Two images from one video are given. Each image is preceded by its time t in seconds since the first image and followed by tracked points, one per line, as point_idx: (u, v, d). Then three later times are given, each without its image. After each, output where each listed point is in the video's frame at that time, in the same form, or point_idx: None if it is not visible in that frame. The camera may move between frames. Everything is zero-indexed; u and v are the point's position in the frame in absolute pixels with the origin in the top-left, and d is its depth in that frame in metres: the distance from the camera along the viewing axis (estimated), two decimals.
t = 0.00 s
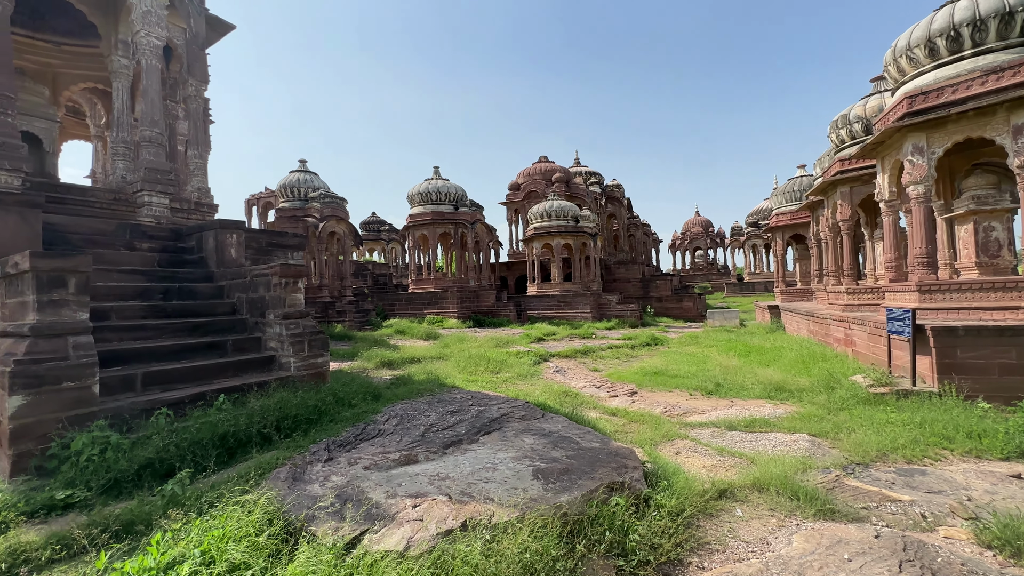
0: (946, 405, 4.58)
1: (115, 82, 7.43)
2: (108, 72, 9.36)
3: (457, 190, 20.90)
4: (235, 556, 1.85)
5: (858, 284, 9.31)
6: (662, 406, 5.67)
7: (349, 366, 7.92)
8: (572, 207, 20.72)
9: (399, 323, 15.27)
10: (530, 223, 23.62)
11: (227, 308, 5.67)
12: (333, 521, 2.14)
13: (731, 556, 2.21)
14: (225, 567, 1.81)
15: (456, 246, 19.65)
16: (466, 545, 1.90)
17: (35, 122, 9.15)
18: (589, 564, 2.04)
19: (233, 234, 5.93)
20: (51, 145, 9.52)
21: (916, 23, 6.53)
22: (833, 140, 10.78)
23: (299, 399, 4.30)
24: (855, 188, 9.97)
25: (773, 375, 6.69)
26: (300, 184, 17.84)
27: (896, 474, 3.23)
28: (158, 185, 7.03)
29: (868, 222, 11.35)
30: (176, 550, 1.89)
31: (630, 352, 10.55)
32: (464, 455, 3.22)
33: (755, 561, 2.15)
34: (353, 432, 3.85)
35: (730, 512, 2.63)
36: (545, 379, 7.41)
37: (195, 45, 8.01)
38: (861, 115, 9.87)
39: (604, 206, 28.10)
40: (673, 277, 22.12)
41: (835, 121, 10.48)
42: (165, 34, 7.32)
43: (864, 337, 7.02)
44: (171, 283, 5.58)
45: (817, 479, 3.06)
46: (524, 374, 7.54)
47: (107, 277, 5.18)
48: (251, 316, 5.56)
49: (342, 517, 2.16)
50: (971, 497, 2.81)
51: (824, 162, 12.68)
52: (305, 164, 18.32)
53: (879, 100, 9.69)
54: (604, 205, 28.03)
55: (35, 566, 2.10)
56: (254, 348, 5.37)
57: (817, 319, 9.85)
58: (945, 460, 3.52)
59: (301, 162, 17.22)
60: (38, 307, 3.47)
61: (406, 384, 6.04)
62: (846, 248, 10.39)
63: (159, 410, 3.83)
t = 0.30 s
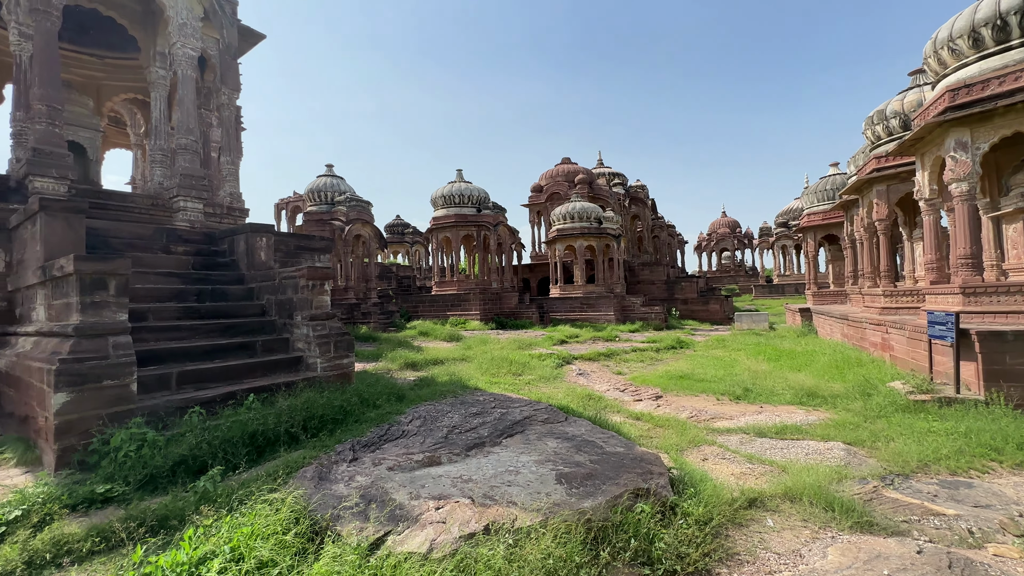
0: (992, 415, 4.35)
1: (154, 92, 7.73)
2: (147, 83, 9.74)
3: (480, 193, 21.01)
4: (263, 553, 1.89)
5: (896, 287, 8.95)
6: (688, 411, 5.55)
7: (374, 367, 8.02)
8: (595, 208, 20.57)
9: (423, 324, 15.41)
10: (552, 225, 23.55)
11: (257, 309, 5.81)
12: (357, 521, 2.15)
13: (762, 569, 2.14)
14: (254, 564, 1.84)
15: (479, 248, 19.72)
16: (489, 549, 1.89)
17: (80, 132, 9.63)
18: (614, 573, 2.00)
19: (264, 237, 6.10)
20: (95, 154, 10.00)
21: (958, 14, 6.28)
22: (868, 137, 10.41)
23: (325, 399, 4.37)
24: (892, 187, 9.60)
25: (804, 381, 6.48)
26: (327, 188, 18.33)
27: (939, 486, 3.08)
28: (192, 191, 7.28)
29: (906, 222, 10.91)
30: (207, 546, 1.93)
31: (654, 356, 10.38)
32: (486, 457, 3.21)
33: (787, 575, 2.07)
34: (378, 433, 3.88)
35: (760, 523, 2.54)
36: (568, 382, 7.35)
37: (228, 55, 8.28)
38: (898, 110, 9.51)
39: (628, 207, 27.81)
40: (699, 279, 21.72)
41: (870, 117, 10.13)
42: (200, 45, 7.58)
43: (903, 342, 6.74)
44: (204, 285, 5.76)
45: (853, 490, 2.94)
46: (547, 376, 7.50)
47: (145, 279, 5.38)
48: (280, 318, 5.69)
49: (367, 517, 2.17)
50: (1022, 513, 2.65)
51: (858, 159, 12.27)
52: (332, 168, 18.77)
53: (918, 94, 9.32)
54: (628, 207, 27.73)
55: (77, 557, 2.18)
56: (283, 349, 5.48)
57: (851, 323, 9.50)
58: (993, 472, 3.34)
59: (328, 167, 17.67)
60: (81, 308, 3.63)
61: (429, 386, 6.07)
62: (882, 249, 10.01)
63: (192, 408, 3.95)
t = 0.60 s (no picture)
0: None
1: (191, 104, 8.04)
2: (184, 96, 10.13)
3: (503, 197, 21.10)
4: (290, 554, 1.91)
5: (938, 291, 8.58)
6: (716, 418, 5.42)
7: (399, 370, 8.11)
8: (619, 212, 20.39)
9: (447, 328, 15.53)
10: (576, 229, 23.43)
11: (286, 314, 5.95)
12: (381, 525, 2.16)
13: None
14: (281, 565, 1.87)
15: (502, 252, 19.77)
16: (512, 557, 1.87)
17: (123, 144, 9.92)
18: None
19: (293, 243, 6.25)
20: (136, 164, 10.27)
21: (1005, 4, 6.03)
22: (907, 135, 10.04)
23: (351, 403, 4.44)
24: (932, 187, 9.22)
25: (839, 388, 6.26)
26: (354, 195, 18.76)
27: (988, 503, 2.92)
28: (226, 199, 7.53)
29: (949, 223, 10.44)
30: (236, 546, 1.98)
31: (681, 361, 10.19)
32: (509, 463, 3.20)
33: None
34: (402, 437, 3.91)
35: (793, 537, 2.45)
36: (592, 387, 7.27)
37: (260, 67, 8.53)
38: (939, 106, 9.14)
39: (653, 209, 27.47)
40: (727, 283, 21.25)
41: (909, 114, 9.77)
42: (234, 59, 7.83)
43: (946, 349, 6.44)
44: (236, 290, 5.93)
45: (893, 505, 2.82)
46: (571, 382, 7.43)
47: (181, 284, 5.58)
48: (308, 322, 5.81)
49: (390, 521, 2.19)
50: None
51: (896, 159, 11.83)
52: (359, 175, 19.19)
53: (960, 90, 8.95)
54: (653, 210, 27.39)
55: (114, 553, 2.26)
56: (310, 352, 5.59)
57: (889, 329, 9.14)
58: None
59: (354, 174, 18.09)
60: (122, 312, 3.78)
61: (453, 390, 6.10)
62: (923, 252, 9.61)
63: (225, 409, 4.06)
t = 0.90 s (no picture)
0: None
1: (229, 118, 8.37)
2: (223, 110, 10.56)
3: (529, 203, 21.16)
4: (320, 559, 1.95)
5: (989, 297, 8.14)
6: (749, 429, 5.26)
7: (426, 376, 8.20)
8: (647, 216, 20.14)
9: (473, 333, 15.61)
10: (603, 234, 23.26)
11: (317, 320, 6.10)
12: (409, 532, 2.19)
13: None
14: (312, 569, 1.91)
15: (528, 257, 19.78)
16: (539, 568, 1.87)
17: (167, 157, 10.46)
18: None
19: (324, 251, 6.42)
20: (180, 176, 10.74)
21: None
22: (954, 133, 9.61)
23: (380, 408, 4.51)
24: (983, 187, 8.79)
25: (881, 399, 5.99)
26: (382, 202, 19.16)
27: None
28: (261, 209, 7.79)
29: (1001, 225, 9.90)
30: (270, 549, 2.03)
31: (711, 369, 9.96)
32: (536, 472, 3.18)
33: None
34: (429, 443, 3.95)
35: (833, 556, 2.36)
36: (620, 395, 7.18)
37: (294, 80, 8.81)
38: (988, 102, 8.73)
39: (681, 213, 27.03)
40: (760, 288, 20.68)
41: (956, 111, 9.36)
42: (269, 74, 8.13)
43: (999, 359, 6.10)
44: (270, 297, 6.12)
45: (942, 525, 2.67)
46: (598, 389, 7.35)
47: (219, 291, 5.80)
48: (338, 328, 5.94)
49: (418, 529, 2.21)
50: None
51: (942, 157, 11.33)
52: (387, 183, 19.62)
53: (1012, 85, 8.53)
54: (681, 213, 26.93)
55: (157, 552, 2.35)
56: (341, 358, 5.72)
57: (936, 337, 8.71)
58: None
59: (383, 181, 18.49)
60: (165, 319, 3.96)
61: (479, 396, 6.11)
62: (972, 256, 9.14)
63: (260, 413, 4.19)
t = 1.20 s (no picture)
0: None
1: (264, 128, 8.64)
2: (259, 119, 10.93)
3: (554, 206, 21.14)
4: (352, 562, 1.99)
5: None
6: (783, 439, 5.10)
7: (452, 379, 8.26)
8: (675, 218, 19.82)
9: (499, 337, 15.64)
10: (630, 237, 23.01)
11: (347, 324, 6.23)
12: (438, 537, 2.21)
13: None
14: (344, 572, 1.95)
15: (553, 261, 19.74)
16: None
17: (206, 166, 10.90)
18: None
19: (353, 256, 6.56)
20: (218, 184, 11.17)
21: None
22: (1004, 130, 9.14)
23: (408, 412, 4.56)
24: None
25: (925, 411, 5.72)
26: (409, 207, 19.46)
27: None
28: (295, 215, 8.02)
29: None
30: (303, 550, 2.08)
31: (742, 375, 9.71)
32: (563, 479, 3.16)
33: None
34: (456, 447, 3.98)
35: None
36: (647, 401, 7.07)
37: (326, 90, 9.02)
38: None
39: (710, 215, 26.51)
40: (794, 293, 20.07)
41: (1007, 107, 8.90)
42: (302, 84, 8.35)
43: None
44: (302, 301, 6.29)
45: (996, 548, 2.53)
46: (625, 395, 7.26)
47: (255, 296, 6.00)
48: (367, 332, 6.05)
49: (446, 534, 2.23)
50: None
51: (992, 156, 10.77)
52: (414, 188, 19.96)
53: None
54: (710, 215, 26.41)
55: (197, 550, 2.44)
56: (370, 361, 5.82)
57: (987, 345, 8.25)
58: None
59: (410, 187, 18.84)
60: (205, 323, 4.11)
61: (505, 401, 6.13)
62: None
63: (292, 416, 4.30)
